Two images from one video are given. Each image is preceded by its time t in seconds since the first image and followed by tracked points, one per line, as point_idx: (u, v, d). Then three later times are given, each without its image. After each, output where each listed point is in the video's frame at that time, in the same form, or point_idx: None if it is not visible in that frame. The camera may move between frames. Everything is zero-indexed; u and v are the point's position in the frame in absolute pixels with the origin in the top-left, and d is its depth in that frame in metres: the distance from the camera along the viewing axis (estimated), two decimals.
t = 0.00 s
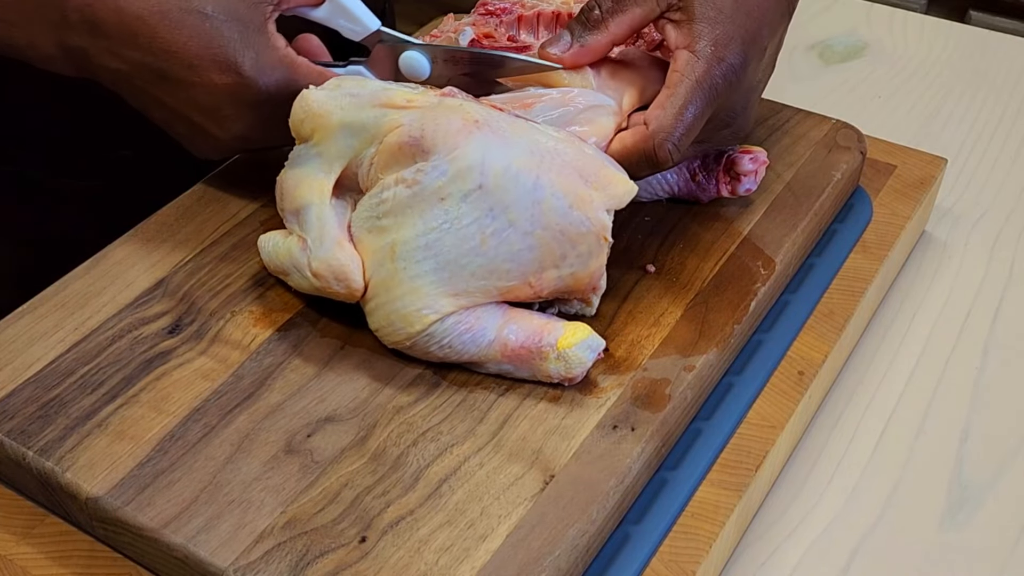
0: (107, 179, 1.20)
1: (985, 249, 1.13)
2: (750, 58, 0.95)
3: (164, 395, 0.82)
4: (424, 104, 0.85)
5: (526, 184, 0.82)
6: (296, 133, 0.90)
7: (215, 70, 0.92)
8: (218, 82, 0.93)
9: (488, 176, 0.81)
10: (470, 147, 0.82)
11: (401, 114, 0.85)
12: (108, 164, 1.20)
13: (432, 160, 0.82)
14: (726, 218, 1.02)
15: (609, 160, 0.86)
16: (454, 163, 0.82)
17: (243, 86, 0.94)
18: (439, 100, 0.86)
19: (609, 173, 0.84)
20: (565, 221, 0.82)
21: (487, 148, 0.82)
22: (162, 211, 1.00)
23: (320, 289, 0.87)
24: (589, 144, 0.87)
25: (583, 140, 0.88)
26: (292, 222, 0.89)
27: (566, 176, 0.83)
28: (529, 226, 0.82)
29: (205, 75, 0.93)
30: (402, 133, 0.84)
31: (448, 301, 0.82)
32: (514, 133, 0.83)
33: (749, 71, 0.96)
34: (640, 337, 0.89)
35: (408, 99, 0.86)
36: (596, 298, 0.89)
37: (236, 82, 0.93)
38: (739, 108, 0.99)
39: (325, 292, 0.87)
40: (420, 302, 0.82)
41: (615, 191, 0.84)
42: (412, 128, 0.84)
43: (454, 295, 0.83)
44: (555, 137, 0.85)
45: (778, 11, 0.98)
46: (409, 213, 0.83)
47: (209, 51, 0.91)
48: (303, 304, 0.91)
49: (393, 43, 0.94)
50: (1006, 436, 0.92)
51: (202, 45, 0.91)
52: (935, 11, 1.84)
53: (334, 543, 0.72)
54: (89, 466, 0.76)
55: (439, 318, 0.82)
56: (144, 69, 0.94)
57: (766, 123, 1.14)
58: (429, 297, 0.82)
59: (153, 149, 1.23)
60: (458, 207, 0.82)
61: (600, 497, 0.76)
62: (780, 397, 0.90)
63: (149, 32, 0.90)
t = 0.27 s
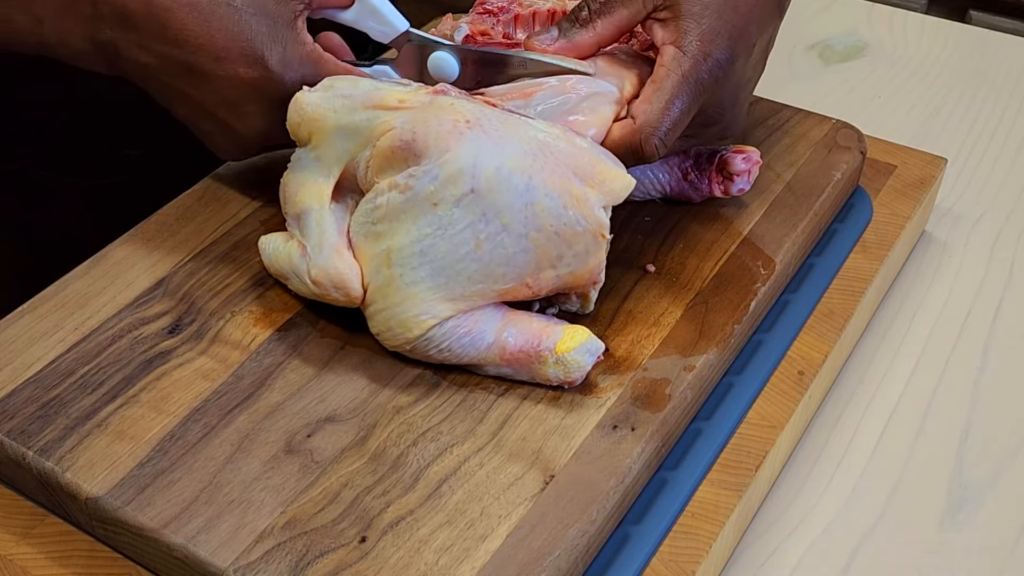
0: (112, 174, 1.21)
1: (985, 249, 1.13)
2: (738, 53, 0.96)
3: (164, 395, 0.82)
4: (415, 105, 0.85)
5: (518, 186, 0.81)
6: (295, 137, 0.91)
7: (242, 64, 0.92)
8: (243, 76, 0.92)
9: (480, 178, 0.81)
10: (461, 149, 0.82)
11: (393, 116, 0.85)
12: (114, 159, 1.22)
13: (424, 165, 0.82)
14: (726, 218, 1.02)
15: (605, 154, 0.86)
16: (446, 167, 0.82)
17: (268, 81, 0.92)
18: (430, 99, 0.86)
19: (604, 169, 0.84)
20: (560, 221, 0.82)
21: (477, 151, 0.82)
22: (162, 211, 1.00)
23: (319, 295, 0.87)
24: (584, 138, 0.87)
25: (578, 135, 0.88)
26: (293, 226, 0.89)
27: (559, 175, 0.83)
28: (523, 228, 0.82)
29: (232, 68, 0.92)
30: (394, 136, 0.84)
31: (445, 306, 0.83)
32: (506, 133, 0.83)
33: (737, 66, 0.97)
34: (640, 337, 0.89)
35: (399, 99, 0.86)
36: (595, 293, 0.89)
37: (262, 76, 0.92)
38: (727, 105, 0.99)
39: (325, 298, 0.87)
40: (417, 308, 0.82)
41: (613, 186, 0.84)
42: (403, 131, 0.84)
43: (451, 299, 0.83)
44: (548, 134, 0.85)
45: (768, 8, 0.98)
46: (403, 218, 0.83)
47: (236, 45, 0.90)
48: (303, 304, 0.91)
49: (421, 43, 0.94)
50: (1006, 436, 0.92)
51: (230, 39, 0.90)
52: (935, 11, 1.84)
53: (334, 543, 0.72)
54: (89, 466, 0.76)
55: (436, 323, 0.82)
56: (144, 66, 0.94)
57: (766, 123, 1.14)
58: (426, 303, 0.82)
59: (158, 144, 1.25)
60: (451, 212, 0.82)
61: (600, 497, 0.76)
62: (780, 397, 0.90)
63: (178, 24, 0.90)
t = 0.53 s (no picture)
0: (117, 172, 1.21)
1: (985, 249, 1.13)
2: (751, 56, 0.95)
3: (164, 395, 0.82)
4: (415, 103, 0.86)
5: (519, 180, 0.82)
6: (291, 137, 0.91)
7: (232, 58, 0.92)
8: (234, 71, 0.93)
9: (482, 172, 0.81)
10: (462, 144, 0.82)
11: (392, 113, 0.85)
12: (118, 155, 1.21)
13: (425, 160, 0.82)
14: (726, 218, 1.02)
15: (603, 151, 0.87)
16: (447, 162, 0.82)
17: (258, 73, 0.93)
18: (429, 98, 0.86)
19: (602, 166, 0.85)
20: (560, 216, 0.82)
21: (479, 146, 0.82)
22: (162, 211, 1.00)
23: (318, 292, 0.87)
24: (582, 136, 0.87)
25: (577, 133, 0.88)
26: (289, 225, 0.89)
27: (559, 170, 0.83)
28: (525, 222, 0.82)
29: (221, 63, 0.92)
30: (394, 132, 0.84)
31: (446, 300, 0.82)
32: (506, 129, 0.83)
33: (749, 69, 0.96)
34: (640, 337, 0.89)
35: (399, 97, 0.86)
36: (594, 289, 0.89)
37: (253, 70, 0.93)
38: (736, 109, 1.00)
39: (324, 296, 0.87)
40: (419, 302, 0.82)
41: (611, 182, 0.85)
42: (403, 126, 0.84)
43: (452, 294, 0.82)
44: (547, 130, 0.85)
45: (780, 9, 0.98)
46: (404, 213, 0.83)
47: (227, 38, 0.91)
48: (303, 304, 0.91)
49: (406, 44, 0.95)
50: (1006, 436, 0.92)
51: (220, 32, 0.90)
52: (935, 10, 1.84)
53: (334, 543, 0.72)
54: (89, 466, 0.76)
55: (438, 318, 0.82)
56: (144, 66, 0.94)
57: (766, 123, 1.14)
58: (427, 298, 0.82)
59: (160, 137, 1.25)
60: (452, 206, 0.82)
61: (600, 497, 0.76)
62: (779, 396, 0.90)
63: (163, 16, 0.89)
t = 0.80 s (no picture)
0: (117, 175, 1.21)
1: (985, 249, 1.13)
2: (754, 51, 0.95)
3: (164, 395, 0.82)
4: (403, 100, 0.85)
5: (510, 176, 0.81)
6: (283, 140, 0.91)
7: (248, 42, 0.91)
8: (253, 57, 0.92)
9: (473, 170, 0.81)
10: (452, 142, 0.81)
11: (381, 112, 0.85)
12: (119, 156, 1.22)
13: (416, 159, 0.82)
14: (727, 218, 1.02)
15: (595, 142, 0.86)
16: (437, 161, 0.81)
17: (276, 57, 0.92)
18: (418, 94, 0.86)
19: (596, 156, 0.84)
20: (554, 210, 0.82)
21: (468, 143, 0.82)
22: (162, 211, 1.00)
23: (316, 294, 0.87)
24: (574, 127, 0.87)
25: (568, 124, 0.87)
26: (284, 229, 0.89)
27: (551, 163, 0.83)
28: (518, 218, 0.82)
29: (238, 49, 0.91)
30: (384, 132, 0.83)
31: (443, 300, 0.82)
32: (495, 125, 0.83)
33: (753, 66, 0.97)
34: (640, 337, 0.89)
35: (388, 96, 0.85)
36: (590, 283, 0.89)
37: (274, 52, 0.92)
38: (736, 106, 1.01)
39: (322, 298, 0.87)
40: (416, 304, 0.82)
41: (603, 172, 0.84)
42: (393, 126, 0.83)
43: (449, 294, 0.82)
44: (538, 124, 0.85)
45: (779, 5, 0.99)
46: (397, 214, 0.83)
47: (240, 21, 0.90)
48: (303, 304, 0.91)
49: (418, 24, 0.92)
50: (1006, 436, 0.92)
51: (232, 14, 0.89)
52: (935, 11, 1.84)
53: (335, 544, 0.72)
54: (89, 466, 0.76)
55: (436, 319, 0.82)
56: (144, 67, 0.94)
57: (766, 123, 1.14)
58: (424, 298, 0.82)
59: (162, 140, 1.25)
60: (445, 206, 0.81)
61: (600, 497, 0.76)
62: (779, 397, 0.90)
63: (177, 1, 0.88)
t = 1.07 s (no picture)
0: (118, 175, 1.21)
1: (985, 249, 1.13)
2: (748, 69, 0.96)
3: (164, 395, 0.82)
4: (413, 109, 0.85)
5: (517, 189, 0.81)
6: (292, 141, 0.90)
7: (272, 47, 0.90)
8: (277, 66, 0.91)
9: (479, 182, 0.81)
10: (459, 153, 0.81)
11: (390, 121, 0.85)
12: (120, 155, 1.21)
13: (422, 169, 0.82)
14: (727, 218, 1.02)
15: (605, 155, 0.85)
16: (444, 172, 0.81)
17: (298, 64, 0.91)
18: (428, 103, 0.85)
19: (604, 170, 0.84)
20: (560, 224, 0.82)
21: (476, 155, 0.81)
22: (162, 211, 1.00)
23: (319, 301, 0.88)
24: (584, 138, 0.86)
25: (577, 135, 0.87)
26: (292, 231, 0.89)
27: (559, 178, 0.82)
28: (522, 231, 0.81)
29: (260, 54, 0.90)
30: (392, 141, 0.83)
31: (445, 309, 0.83)
32: (505, 136, 0.83)
33: (747, 83, 0.98)
34: (640, 336, 0.89)
35: (396, 103, 0.85)
36: (596, 291, 0.89)
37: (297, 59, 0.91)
38: (729, 121, 1.00)
39: (325, 304, 0.88)
40: (417, 312, 0.82)
41: (611, 187, 0.83)
42: (401, 135, 0.83)
43: (451, 303, 0.83)
44: (548, 135, 0.84)
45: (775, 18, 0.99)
46: (401, 224, 0.83)
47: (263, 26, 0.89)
48: (303, 304, 0.91)
49: (445, 34, 0.94)
50: (1006, 437, 0.92)
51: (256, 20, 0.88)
52: (935, 10, 1.84)
53: (335, 543, 0.72)
54: (89, 466, 0.76)
55: (437, 327, 0.83)
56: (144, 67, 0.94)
57: (766, 123, 1.14)
58: (426, 306, 0.82)
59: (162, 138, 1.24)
60: (449, 216, 0.81)
61: (599, 497, 0.76)
62: (779, 396, 0.90)
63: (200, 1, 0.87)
